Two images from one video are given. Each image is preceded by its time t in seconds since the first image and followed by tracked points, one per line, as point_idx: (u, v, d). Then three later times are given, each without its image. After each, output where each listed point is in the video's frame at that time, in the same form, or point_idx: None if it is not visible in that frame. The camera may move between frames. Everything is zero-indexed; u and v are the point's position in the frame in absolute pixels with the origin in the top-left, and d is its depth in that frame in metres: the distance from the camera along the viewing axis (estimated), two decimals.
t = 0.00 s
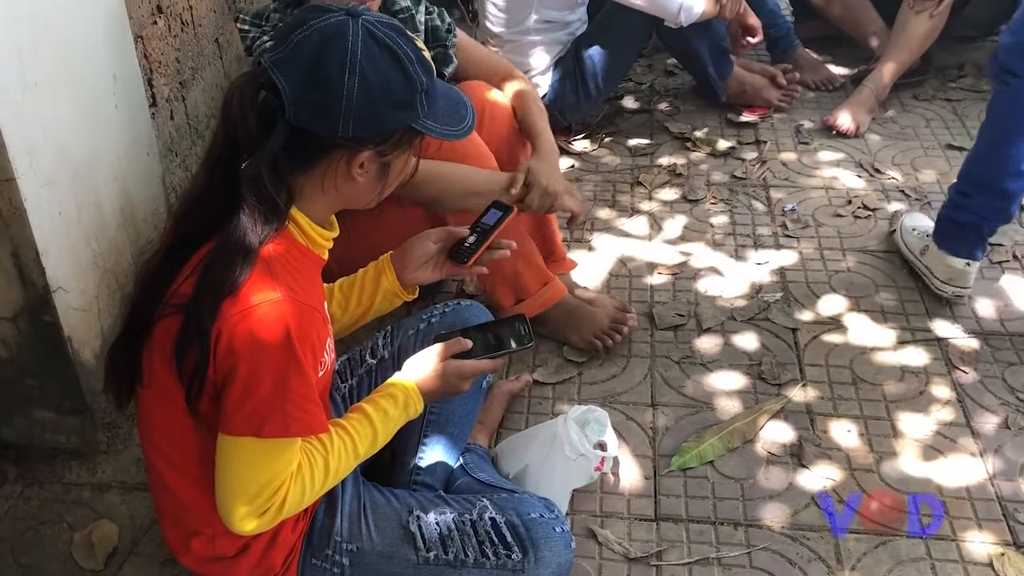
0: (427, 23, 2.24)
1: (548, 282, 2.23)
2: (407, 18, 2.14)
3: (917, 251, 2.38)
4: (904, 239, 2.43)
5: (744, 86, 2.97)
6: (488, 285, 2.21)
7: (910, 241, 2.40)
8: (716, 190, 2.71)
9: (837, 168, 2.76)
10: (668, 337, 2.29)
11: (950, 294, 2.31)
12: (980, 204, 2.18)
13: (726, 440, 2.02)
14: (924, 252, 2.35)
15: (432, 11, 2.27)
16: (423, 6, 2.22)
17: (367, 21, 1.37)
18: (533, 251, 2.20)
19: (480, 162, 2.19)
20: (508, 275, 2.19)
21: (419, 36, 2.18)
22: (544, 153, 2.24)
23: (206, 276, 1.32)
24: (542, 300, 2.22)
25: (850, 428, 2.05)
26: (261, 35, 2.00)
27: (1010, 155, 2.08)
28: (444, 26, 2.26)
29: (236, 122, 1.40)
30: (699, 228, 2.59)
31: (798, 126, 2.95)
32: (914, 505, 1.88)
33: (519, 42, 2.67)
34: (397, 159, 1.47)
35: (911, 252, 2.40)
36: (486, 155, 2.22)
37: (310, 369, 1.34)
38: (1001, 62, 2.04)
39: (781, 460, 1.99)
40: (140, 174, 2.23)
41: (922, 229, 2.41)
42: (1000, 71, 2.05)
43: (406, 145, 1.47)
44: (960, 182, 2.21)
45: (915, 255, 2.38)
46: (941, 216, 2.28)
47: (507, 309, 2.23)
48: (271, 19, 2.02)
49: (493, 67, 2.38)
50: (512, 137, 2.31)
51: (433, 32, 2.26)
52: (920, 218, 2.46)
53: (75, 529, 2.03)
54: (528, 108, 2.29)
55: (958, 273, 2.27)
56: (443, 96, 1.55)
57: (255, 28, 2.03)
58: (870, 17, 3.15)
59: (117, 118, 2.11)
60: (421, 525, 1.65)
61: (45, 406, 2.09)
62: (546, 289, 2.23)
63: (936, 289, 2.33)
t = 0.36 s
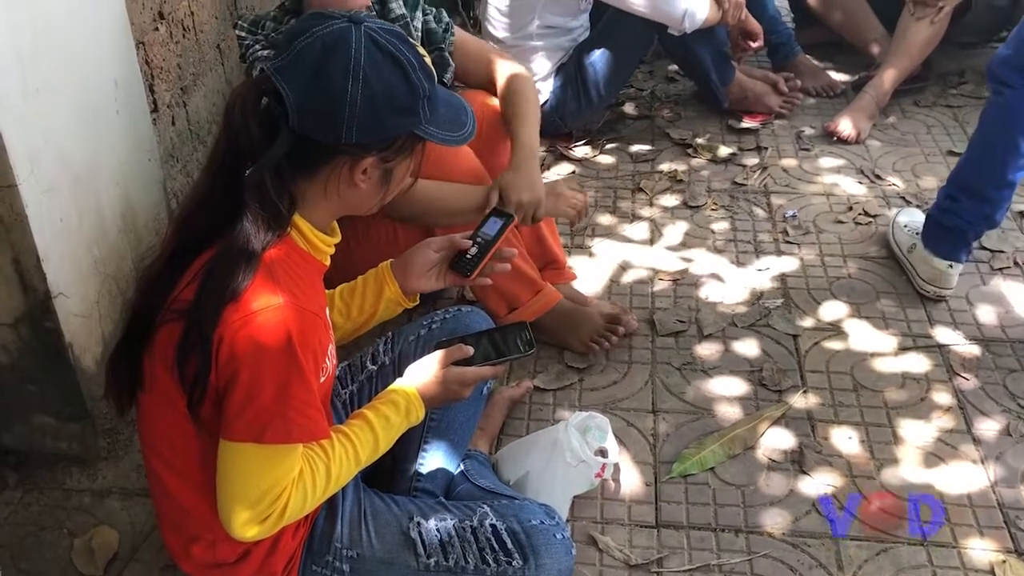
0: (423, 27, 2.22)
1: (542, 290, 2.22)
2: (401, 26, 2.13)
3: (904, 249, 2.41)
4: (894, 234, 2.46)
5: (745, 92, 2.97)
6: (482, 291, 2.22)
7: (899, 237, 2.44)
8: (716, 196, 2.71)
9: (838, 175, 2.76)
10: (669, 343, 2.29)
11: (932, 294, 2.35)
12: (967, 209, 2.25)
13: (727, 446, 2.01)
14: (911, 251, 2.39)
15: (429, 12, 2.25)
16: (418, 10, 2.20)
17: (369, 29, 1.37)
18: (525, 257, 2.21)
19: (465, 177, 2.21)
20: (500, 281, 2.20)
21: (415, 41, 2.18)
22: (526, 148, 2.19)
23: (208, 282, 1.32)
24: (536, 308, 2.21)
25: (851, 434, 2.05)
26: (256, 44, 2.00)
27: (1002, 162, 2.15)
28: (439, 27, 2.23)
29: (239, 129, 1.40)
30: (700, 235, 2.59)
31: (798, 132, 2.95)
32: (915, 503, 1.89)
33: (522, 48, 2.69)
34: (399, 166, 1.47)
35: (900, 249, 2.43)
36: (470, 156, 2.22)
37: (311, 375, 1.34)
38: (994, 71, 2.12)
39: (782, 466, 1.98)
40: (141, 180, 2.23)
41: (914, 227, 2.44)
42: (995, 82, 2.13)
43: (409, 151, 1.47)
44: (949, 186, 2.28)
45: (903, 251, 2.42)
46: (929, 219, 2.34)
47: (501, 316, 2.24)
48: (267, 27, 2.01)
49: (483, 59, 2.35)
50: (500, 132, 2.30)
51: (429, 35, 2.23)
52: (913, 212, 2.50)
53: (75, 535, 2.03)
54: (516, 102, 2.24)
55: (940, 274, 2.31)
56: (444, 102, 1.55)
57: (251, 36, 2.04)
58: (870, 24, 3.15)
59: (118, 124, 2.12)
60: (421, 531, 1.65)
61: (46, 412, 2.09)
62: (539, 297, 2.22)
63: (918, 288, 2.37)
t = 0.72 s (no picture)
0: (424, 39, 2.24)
1: (541, 297, 2.22)
2: (401, 37, 2.14)
3: (903, 258, 2.41)
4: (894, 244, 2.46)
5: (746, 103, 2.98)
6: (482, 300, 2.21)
7: (898, 245, 2.44)
8: (717, 207, 2.72)
9: (838, 185, 2.76)
10: (669, 353, 2.29)
11: (927, 303, 2.35)
12: (963, 217, 2.26)
13: (728, 457, 2.02)
14: (909, 260, 2.39)
15: (431, 27, 2.27)
16: (419, 23, 2.21)
17: (372, 41, 1.37)
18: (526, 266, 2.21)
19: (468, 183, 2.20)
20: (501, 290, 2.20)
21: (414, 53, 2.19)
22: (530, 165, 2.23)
23: (210, 294, 1.33)
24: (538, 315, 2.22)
25: (852, 444, 2.05)
26: (255, 53, 2.01)
27: (1000, 171, 2.16)
28: (440, 42, 2.25)
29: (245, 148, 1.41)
30: (700, 245, 2.59)
31: (798, 142, 2.95)
32: (915, 505, 1.91)
33: (523, 58, 2.70)
34: (402, 177, 1.47)
35: (899, 257, 2.43)
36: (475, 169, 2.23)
37: (313, 386, 1.34)
38: (991, 82, 2.14)
39: (783, 477, 1.98)
40: (144, 191, 2.24)
41: (913, 236, 2.44)
42: (994, 92, 2.14)
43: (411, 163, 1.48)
44: (946, 193, 2.29)
45: (901, 260, 2.42)
46: (926, 227, 2.34)
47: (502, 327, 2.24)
48: (266, 36, 2.02)
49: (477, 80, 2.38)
50: (502, 152, 2.31)
51: (428, 48, 2.25)
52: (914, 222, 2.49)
53: (77, 546, 2.04)
54: (516, 120, 2.30)
55: (937, 283, 2.31)
56: (446, 113, 1.55)
57: (249, 45, 2.04)
58: (870, 34, 3.15)
59: (121, 135, 2.13)
60: (423, 542, 1.65)
61: (48, 423, 2.09)
62: (539, 305, 2.22)
63: (916, 296, 2.37)
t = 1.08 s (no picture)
0: (412, 47, 2.24)
1: (542, 309, 2.22)
2: (391, 47, 2.12)
3: (901, 275, 2.41)
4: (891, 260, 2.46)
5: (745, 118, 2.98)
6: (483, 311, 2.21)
7: (896, 263, 2.44)
8: (717, 221, 2.72)
9: (838, 200, 2.77)
10: (670, 369, 2.29)
11: (932, 319, 2.35)
12: (962, 234, 2.26)
13: (729, 473, 2.02)
14: (908, 276, 2.39)
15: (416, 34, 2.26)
16: (407, 32, 2.21)
17: (370, 58, 1.39)
18: (526, 276, 2.21)
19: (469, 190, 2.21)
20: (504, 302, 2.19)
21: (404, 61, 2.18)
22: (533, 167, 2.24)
23: (211, 312, 1.33)
24: (539, 327, 2.21)
25: (853, 460, 2.05)
26: (248, 75, 2.01)
27: (1000, 188, 2.16)
28: (429, 49, 2.25)
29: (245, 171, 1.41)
30: (700, 259, 2.60)
31: (798, 157, 2.96)
32: (914, 501, 1.94)
33: (522, 75, 2.70)
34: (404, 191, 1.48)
35: (897, 274, 2.43)
36: (476, 174, 2.24)
37: (313, 404, 1.34)
38: (987, 99, 2.16)
39: (784, 492, 1.98)
40: (146, 207, 2.24)
41: (909, 251, 2.44)
42: (991, 110, 2.15)
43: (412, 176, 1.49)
44: (946, 211, 2.29)
45: (900, 277, 2.42)
46: (925, 243, 2.35)
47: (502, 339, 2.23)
48: (259, 59, 2.03)
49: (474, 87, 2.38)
50: (503, 156, 2.32)
51: (418, 55, 2.25)
52: (904, 235, 2.52)
53: (77, 563, 2.03)
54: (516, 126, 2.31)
55: (939, 301, 2.31)
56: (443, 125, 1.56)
57: (242, 68, 2.05)
58: (869, 49, 3.16)
59: (123, 152, 2.14)
60: (424, 559, 1.65)
61: (49, 439, 2.09)
62: (540, 317, 2.22)
63: (916, 313, 2.38)
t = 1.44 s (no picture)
0: (409, 62, 2.25)
1: (548, 323, 2.21)
2: (388, 64, 2.15)
3: (899, 291, 2.41)
4: (886, 276, 2.46)
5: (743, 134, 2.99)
6: (488, 321, 2.21)
7: (893, 280, 2.44)
8: (715, 237, 2.73)
9: (836, 216, 2.77)
10: (669, 385, 2.29)
11: (932, 334, 2.35)
12: (962, 248, 2.26)
13: (728, 490, 2.01)
14: (906, 292, 2.39)
15: (412, 50, 2.28)
16: (401, 48, 2.22)
17: (336, 70, 1.38)
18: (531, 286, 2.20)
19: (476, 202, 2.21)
20: (511, 315, 2.19)
21: (402, 77, 2.20)
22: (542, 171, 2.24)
23: (207, 330, 1.33)
24: (543, 342, 2.21)
25: (852, 476, 2.05)
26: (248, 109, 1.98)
27: (998, 202, 2.17)
28: (426, 62, 2.25)
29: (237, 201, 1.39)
30: (699, 275, 2.60)
31: (795, 173, 2.97)
32: (915, 496, 1.99)
33: (521, 92, 2.68)
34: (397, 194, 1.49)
35: (893, 290, 2.43)
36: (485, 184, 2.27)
37: (309, 421, 1.34)
38: (983, 113, 2.17)
39: (783, 509, 1.98)
40: (144, 226, 2.25)
41: (904, 267, 2.45)
42: (987, 124, 2.17)
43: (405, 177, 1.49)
44: (943, 225, 2.29)
45: (898, 294, 2.42)
46: (922, 258, 2.35)
47: (505, 350, 2.22)
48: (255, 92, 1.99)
49: (479, 93, 2.38)
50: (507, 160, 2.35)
51: (417, 72, 2.26)
52: (898, 252, 2.52)
53: None
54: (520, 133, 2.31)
55: (939, 315, 2.31)
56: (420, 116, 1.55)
57: (240, 101, 2.01)
58: (866, 65, 3.17)
59: (122, 171, 2.14)
60: None
61: (47, 458, 2.09)
62: (545, 331, 2.21)
63: (917, 328, 2.37)
